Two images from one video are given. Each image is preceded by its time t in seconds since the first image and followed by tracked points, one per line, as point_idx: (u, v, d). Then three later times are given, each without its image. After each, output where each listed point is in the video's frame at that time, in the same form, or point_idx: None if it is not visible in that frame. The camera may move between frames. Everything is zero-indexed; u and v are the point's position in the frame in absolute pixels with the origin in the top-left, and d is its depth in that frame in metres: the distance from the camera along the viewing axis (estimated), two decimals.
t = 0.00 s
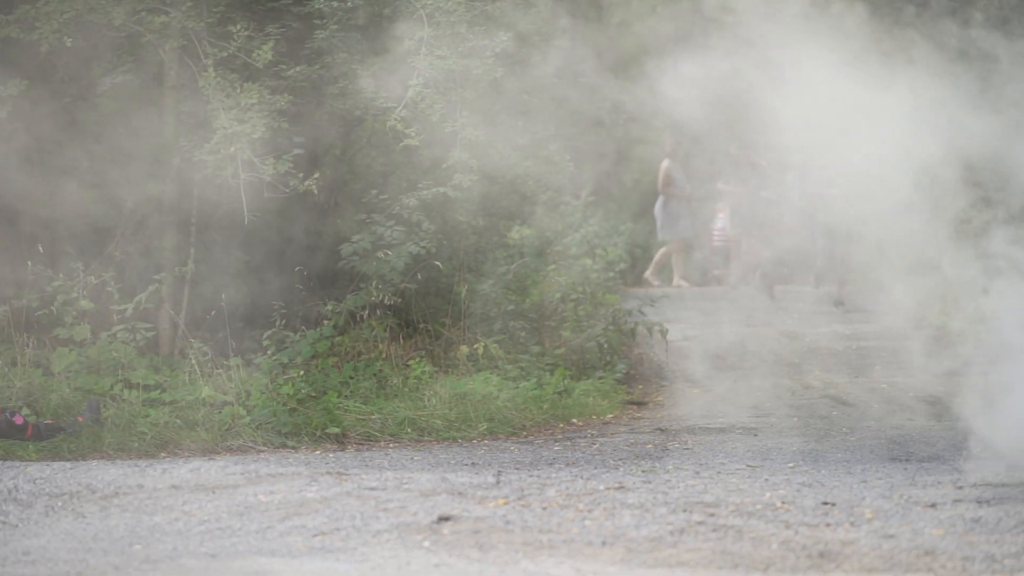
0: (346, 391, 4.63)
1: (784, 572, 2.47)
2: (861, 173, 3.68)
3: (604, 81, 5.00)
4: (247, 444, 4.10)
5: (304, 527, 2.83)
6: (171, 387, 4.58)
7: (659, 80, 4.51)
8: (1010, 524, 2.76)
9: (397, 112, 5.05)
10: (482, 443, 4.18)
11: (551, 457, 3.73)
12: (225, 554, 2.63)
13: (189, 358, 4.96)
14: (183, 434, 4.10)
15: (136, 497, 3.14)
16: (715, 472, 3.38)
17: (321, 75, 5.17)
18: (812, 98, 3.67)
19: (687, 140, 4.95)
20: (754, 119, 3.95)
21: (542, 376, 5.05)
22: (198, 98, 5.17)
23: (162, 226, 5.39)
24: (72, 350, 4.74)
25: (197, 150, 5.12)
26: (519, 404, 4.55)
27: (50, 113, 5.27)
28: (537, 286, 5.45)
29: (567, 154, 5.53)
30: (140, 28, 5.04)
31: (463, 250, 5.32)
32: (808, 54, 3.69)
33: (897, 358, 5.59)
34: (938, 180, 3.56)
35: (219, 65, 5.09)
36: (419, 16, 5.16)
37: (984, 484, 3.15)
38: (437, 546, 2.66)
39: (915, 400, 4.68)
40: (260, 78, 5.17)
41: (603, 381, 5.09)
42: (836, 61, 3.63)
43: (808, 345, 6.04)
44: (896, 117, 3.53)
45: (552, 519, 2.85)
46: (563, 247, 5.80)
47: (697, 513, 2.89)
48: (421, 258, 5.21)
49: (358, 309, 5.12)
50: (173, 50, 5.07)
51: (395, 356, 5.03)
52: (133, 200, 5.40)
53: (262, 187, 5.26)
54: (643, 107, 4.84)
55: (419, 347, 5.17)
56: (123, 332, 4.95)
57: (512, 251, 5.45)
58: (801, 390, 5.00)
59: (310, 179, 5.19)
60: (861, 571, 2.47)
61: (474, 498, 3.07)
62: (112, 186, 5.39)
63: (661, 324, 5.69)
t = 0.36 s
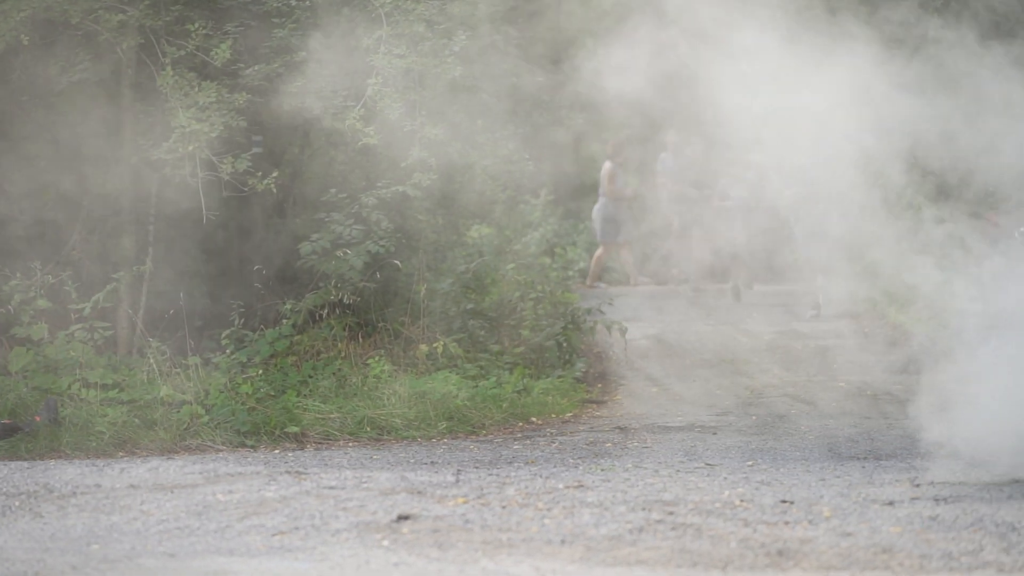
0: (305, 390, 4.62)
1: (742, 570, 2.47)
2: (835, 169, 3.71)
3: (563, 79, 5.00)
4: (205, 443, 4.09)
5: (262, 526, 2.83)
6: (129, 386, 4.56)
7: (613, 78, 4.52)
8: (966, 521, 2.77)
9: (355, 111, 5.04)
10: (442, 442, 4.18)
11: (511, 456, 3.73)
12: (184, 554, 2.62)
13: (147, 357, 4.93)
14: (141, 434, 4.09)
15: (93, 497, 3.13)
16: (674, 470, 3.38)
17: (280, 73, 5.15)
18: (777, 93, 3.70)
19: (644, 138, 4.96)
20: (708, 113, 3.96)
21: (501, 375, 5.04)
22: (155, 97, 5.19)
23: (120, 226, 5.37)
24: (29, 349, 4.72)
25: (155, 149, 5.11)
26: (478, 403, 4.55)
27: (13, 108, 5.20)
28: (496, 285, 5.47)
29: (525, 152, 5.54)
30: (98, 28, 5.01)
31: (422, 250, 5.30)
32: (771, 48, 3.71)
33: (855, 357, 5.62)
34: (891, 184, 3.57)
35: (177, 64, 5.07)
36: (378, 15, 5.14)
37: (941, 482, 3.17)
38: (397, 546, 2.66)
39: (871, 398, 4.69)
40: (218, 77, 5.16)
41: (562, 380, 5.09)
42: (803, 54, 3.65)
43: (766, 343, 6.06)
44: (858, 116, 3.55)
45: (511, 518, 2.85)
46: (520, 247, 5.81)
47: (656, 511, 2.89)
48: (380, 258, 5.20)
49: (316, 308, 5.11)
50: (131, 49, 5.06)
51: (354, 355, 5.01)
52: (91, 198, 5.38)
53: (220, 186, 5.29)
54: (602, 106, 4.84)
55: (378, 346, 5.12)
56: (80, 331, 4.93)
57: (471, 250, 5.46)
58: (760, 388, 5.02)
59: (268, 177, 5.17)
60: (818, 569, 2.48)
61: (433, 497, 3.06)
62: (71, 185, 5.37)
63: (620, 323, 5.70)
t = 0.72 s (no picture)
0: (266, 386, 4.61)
1: (704, 566, 2.48)
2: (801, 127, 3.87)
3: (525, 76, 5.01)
4: (166, 440, 4.08)
5: (223, 523, 2.82)
6: (90, 382, 4.53)
7: (569, 77, 4.53)
8: (926, 517, 2.78)
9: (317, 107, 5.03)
10: (403, 438, 4.17)
11: (472, 452, 3.74)
12: (145, 551, 2.62)
13: (107, 354, 4.91)
14: (102, 431, 4.08)
15: (53, 494, 3.12)
16: (635, 466, 3.39)
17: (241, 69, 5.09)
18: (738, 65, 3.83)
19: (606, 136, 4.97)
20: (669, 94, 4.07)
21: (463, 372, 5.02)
22: (115, 93, 5.17)
23: (79, 222, 5.29)
24: None
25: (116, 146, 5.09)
26: (439, 400, 4.54)
27: None
28: (456, 281, 5.43)
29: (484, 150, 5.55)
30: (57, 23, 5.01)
31: (383, 246, 5.29)
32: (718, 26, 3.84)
33: (816, 353, 5.63)
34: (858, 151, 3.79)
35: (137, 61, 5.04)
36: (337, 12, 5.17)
37: (901, 477, 3.18)
38: (358, 542, 2.65)
39: (831, 394, 4.71)
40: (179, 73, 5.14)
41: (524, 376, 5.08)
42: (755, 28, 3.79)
43: (727, 339, 6.08)
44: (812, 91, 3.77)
45: (472, 515, 2.85)
46: (481, 243, 5.82)
47: (617, 507, 2.90)
48: (342, 253, 5.14)
49: (278, 304, 5.09)
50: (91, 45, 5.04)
51: (317, 352, 4.96)
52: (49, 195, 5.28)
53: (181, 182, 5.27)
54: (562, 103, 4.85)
55: (339, 342, 5.04)
56: (41, 328, 4.91)
57: (433, 247, 5.45)
58: (721, 384, 5.03)
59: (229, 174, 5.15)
60: (779, 564, 2.49)
61: (395, 494, 3.06)
62: (29, 181, 5.25)
63: (581, 319, 5.70)
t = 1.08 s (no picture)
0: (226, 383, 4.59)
1: (664, 563, 2.48)
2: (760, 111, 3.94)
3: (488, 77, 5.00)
4: (125, 437, 4.07)
5: (182, 521, 2.81)
6: (48, 379, 4.51)
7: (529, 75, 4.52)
8: (885, 513, 2.79)
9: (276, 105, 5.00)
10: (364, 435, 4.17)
11: (432, 449, 3.74)
12: (104, 549, 2.61)
13: (66, 352, 4.88)
14: (61, 429, 4.06)
15: (11, 492, 3.11)
16: (595, 464, 3.39)
17: (199, 66, 5.07)
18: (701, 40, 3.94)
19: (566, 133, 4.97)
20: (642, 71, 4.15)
21: (423, 369, 5.01)
22: (73, 91, 5.12)
23: (37, 220, 5.23)
24: None
25: (75, 142, 5.06)
26: (400, 397, 4.54)
27: None
28: (419, 279, 5.39)
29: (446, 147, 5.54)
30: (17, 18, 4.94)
31: (343, 244, 5.27)
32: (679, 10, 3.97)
33: (776, 351, 5.65)
34: (807, 139, 3.88)
35: (96, 58, 5.00)
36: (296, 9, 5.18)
37: (860, 474, 3.19)
38: (318, 540, 2.65)
39: (790, 391, 4.72)
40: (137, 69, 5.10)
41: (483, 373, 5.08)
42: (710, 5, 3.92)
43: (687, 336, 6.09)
44: (767, 75, 3.88)
45: (433, 512, 2.85)
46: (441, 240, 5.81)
47: (578, 504, 2.90)
48: (302, 250, 5.11)
49: (237, 302, 5.05)
50: (50, 41, 4.99)
51: (277, 350, 4.94)
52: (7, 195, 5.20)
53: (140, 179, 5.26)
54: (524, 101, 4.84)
55: (299, 340, 5.02)
56: None
57: (393, 245, 5.49)
58: (681, 381, 5.04)
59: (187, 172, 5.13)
60: (739, 561, 2.50)
61: (356, 492, 3.05)
62: None
63: (542, 317, 5.70)
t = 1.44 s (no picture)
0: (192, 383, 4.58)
1: (628, 563, 2.49)
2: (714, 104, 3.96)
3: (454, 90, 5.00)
4: (90, 438, 4.06)
5: (148, 521, 2.81)
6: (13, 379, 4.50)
7: (492, 77, 4.53)
8: (848, 512, 2.80)
9: (241, 106, 5.02)
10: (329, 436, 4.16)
11: (397, 449, 3.74)
12: (69, 550, 2.61)
13: (31, 353, 4.87)
14: (25, 429, 4.04)
15: None
16: (560, 463, 3.40)
17: (164, 67, 5.06)
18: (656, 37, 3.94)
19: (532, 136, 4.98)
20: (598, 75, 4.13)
21: (389, 369, 5.00)
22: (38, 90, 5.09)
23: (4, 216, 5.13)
24: None
25: (40, 142, 5.03)
26: (365, 397, 4.54)
27: None
28: (383, 279, 5.37)
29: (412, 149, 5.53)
30: None
31: (308, 245, 5.26)
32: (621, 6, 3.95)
33: (741, 351, 5.66)
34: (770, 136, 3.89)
35: (61, 58, 4.98)
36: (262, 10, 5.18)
37: (823, 474, 3.20)
38: (284, 540, 2.65)
39: (755, 391, 4.74)
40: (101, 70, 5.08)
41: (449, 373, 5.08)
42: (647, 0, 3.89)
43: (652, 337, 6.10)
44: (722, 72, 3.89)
45: (398, 512, 2.86)
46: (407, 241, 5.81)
47: (543, 504, 2.91)
48: (268, 251, 5.10)
49: (203, 302, 5.04)
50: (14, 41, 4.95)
51: (243, 350, 4.94)
52: None
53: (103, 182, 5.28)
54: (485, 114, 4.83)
55: (264, 341, 5.02)
56: None
57: (358, 245, 5.41)
58: (646, 381, 5.05)
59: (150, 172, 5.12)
60: (703, 560, 2.51)
61: (321, 492, 3.05)
62: None
63: (508, 317, 5.71)
